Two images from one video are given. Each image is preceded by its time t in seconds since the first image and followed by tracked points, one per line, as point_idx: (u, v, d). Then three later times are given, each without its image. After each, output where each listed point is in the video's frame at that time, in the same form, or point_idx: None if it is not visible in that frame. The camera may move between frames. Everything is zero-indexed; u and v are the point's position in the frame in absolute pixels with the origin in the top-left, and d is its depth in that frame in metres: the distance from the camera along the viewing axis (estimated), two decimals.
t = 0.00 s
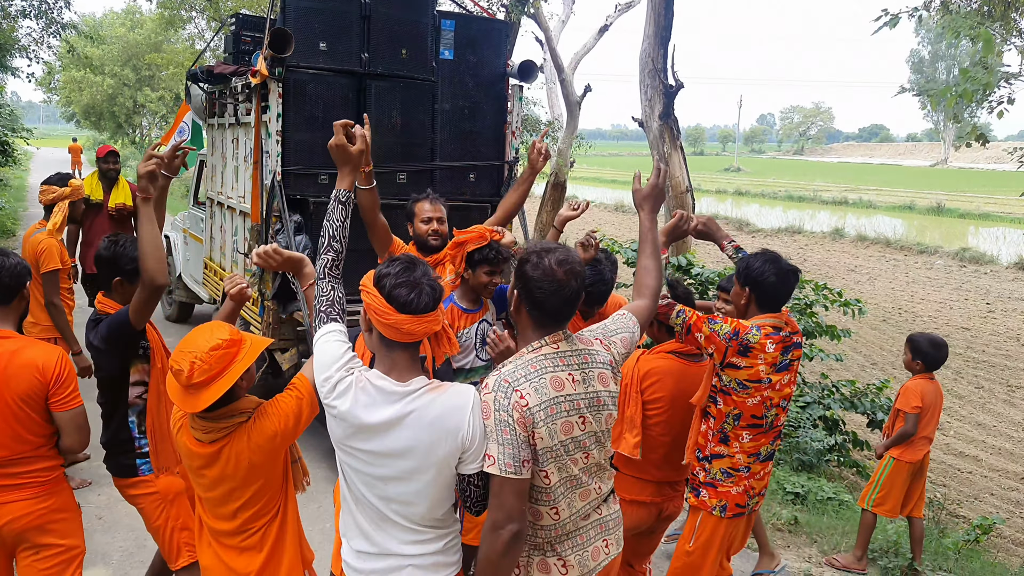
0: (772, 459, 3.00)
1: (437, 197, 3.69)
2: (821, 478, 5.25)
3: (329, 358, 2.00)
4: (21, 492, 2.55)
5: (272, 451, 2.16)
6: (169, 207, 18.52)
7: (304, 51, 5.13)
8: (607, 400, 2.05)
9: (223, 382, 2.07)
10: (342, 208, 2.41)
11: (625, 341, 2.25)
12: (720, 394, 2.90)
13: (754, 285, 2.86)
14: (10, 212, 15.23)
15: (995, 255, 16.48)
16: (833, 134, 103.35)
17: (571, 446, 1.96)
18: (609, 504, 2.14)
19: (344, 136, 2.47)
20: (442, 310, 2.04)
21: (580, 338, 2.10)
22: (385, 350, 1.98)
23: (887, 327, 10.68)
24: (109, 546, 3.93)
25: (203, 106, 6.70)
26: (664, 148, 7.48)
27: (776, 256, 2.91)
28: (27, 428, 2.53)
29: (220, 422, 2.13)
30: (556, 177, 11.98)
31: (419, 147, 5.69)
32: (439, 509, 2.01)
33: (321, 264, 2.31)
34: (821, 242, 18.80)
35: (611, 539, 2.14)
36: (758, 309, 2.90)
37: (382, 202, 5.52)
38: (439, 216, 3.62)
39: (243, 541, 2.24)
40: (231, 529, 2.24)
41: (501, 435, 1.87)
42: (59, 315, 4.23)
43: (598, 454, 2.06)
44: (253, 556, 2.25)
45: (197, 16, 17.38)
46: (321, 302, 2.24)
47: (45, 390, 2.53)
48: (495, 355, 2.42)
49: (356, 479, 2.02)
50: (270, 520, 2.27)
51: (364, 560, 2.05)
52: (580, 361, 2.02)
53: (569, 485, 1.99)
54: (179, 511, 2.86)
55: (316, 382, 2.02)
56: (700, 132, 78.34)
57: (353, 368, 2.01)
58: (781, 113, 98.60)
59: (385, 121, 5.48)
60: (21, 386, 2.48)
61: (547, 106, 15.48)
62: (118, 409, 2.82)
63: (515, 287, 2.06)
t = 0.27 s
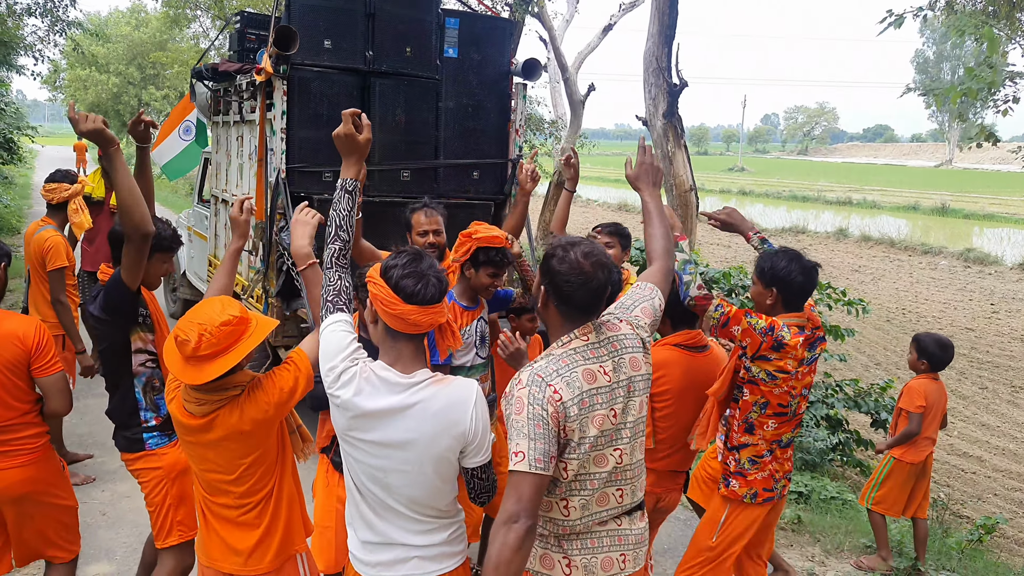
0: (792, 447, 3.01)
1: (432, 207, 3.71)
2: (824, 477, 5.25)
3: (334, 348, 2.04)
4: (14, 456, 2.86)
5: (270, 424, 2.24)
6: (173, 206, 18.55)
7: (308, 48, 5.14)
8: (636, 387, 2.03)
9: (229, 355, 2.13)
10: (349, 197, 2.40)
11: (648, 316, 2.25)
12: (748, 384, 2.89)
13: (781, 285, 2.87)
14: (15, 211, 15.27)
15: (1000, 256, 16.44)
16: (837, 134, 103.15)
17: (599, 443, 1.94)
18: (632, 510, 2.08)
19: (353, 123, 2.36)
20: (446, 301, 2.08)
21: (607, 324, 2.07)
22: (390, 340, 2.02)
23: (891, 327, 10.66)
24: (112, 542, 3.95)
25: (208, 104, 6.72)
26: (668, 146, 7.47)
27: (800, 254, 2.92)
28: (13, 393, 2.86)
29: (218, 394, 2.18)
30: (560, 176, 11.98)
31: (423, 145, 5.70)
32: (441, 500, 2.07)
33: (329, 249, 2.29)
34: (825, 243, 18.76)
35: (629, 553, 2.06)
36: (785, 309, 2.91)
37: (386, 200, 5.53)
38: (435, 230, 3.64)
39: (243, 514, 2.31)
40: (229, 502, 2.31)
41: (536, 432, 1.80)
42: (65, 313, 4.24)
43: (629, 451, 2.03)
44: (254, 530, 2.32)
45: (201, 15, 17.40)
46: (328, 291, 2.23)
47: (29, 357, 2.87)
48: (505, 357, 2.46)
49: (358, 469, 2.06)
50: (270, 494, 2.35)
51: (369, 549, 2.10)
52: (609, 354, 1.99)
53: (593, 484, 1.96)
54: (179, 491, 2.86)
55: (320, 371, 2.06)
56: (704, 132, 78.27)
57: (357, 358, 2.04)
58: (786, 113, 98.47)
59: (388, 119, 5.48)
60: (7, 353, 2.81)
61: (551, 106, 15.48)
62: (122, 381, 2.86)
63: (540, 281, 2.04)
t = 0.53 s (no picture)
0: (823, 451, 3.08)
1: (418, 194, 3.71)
2: (831, 480, 5.23)
3: (335, 343, 2.05)
4: (22, 441, 2.93)
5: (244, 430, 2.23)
6: (183, 204, 18.63)
7: (320, 48, 5.15)
8: (659, 398, 2.03)
9: (205, 364, 2.14)
10: (354, 200, 2.46)
11: (665, 332, 2.25)
12: (790, 396, 2.95)
13: (820, 290, 2.89)
14: (26, 208, 15.36)
15: (1010, 260, 16.38)
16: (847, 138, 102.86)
17: (626, 453, 1.92)
18: (651, 513, 2.09)
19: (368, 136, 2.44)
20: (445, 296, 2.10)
21: (630, 336, 2.06)
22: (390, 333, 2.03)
23: (899, 331, 10.62)
24: (120, 538, 3.96)
25: (218, 103, 6.75)
26: (677, 148, 7.47)
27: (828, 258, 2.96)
28: (23, 378, 2.94)
29: (193, 399, 2.19)
30: (568, 177, 12.00)
31: (433, 145, 5.71)
32: (442, 489, 2.08)
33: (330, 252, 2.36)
34: (833, 246, 18.73)
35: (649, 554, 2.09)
36: (819, 310, 2.95)
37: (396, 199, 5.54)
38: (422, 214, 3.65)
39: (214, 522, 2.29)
40: (201, 517, 2.30)
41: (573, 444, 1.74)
42: (77, 310, 4.26)
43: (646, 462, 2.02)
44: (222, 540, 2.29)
45: (212, 15, 17.48)
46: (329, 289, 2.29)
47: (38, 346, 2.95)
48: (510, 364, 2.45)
49: (359, 463, 2.07)
50: (243, 505, 2.31)
51: (368, 543, 2.10)
52: (636, 362, 1.97)
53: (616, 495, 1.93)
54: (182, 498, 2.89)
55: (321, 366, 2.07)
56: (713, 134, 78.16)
57: (357, 353, 2.06)
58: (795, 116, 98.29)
59: (398, 119, 5.49)
60: (18, 340, 2.89)
61: (560, 107, 15.50)
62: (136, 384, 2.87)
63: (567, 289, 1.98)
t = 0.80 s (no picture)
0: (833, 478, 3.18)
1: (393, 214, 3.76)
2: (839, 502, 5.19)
3: (323, 354, 2.13)
4: (47, 431, 3.08)
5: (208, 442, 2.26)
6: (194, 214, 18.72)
7: (334, 61, 5.20)
8: (677, 413, 2.02)
9: (184, 355, 2.26)
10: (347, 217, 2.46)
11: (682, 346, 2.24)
12: (826, 427, 3.01)
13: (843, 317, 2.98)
14: (38, 216, 15.47)
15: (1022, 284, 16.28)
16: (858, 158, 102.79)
17: (643, 469, 1.91)
18: (659, 538, 2.05)
19: (365, 154, 2.36)
20: (430, 306, 2.11)
21: (649, 347, 2.05)
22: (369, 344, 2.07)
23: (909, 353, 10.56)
24: (124, 545, 3.96)
25: (233, 113, 6.80)
26: (688, 165, 7.47)
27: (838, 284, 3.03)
28: (54, 376, 3.06)
29: (176, 396, 2.31)
30: (578, 194, 12.02)
31: (444, 159, 5.73)
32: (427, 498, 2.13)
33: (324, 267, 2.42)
34: (844, 267, 18.66)
35: None
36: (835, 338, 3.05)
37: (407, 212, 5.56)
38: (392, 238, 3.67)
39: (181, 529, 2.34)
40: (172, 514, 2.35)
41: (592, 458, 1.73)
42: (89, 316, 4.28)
43: (664, 478, 2.02)
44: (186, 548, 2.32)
45: (229, 28, 17.63)
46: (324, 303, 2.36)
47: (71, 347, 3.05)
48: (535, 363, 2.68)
49: (346, 472, 2.13)
50: (210, 519, 2.32)
51: (355, 551, 2.17)
52: (656, 376, 1.97)
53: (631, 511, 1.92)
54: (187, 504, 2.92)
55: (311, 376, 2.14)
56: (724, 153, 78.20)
57: (342, 364, 2.11)
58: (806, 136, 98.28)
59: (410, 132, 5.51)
60: (52, 341, 3.01)
61: (571, 124, 15.55)
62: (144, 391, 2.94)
63: (585, 305, 1.98)
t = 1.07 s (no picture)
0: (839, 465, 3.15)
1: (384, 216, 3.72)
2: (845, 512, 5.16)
3: (308, 351, 2.18)
4: (65, 415, 3.18)
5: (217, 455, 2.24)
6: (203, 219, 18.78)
7: (342, 67, 5.22)
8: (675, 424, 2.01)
9: (207, 356, 2.26)
10: (332, 221, 2.59)
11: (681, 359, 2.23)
12: (823, 410, 3.00)
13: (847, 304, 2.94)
14: (48, 219, 15.55)
15: None
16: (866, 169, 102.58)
17: (639, 474, 1.90)
18: (655, 545, 2.06)
19: (347, 162, 2.49)
20: (414, 304, 2.10)
21: (650, 359, 2.05)
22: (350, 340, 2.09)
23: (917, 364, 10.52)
24: (128, 548, 3.97)
25: (241, 118, 6.83)
26: (695, 173, 7.46)
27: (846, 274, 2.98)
28: (74, 361, 3.16)
29: (197, 397, 2.30)
30: (586, 202, 12.03)
31: (451, 165, 5.74)
32: (412, 490, 2.18)
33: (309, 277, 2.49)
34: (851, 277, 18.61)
35: None
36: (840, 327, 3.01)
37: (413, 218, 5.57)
38: (381, 245, 3.64)
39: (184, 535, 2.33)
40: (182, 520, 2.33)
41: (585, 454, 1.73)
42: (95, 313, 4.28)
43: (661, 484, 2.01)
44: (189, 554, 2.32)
45: (239, 34, 17.72)
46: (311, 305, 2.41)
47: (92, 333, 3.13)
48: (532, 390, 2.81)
49: (333, 463, 2.18)
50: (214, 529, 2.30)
51: (343, 541, 2.23)
52: (656, 384, 1.96)
53: (624, 516, 1.91)
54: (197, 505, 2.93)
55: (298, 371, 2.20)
56: (732, 162, 78.16)
57: (328, 361, 2.16)
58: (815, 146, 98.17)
59: (418, 137, 5.53)
60: (72, 327, 3.10)
61: (579, 132, 15.57)
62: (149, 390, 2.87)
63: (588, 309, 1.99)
